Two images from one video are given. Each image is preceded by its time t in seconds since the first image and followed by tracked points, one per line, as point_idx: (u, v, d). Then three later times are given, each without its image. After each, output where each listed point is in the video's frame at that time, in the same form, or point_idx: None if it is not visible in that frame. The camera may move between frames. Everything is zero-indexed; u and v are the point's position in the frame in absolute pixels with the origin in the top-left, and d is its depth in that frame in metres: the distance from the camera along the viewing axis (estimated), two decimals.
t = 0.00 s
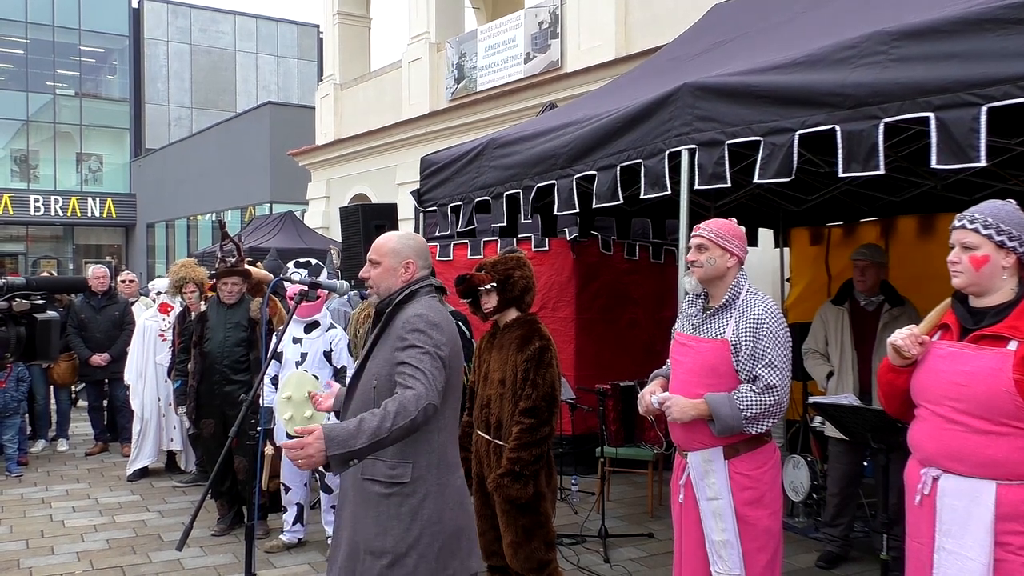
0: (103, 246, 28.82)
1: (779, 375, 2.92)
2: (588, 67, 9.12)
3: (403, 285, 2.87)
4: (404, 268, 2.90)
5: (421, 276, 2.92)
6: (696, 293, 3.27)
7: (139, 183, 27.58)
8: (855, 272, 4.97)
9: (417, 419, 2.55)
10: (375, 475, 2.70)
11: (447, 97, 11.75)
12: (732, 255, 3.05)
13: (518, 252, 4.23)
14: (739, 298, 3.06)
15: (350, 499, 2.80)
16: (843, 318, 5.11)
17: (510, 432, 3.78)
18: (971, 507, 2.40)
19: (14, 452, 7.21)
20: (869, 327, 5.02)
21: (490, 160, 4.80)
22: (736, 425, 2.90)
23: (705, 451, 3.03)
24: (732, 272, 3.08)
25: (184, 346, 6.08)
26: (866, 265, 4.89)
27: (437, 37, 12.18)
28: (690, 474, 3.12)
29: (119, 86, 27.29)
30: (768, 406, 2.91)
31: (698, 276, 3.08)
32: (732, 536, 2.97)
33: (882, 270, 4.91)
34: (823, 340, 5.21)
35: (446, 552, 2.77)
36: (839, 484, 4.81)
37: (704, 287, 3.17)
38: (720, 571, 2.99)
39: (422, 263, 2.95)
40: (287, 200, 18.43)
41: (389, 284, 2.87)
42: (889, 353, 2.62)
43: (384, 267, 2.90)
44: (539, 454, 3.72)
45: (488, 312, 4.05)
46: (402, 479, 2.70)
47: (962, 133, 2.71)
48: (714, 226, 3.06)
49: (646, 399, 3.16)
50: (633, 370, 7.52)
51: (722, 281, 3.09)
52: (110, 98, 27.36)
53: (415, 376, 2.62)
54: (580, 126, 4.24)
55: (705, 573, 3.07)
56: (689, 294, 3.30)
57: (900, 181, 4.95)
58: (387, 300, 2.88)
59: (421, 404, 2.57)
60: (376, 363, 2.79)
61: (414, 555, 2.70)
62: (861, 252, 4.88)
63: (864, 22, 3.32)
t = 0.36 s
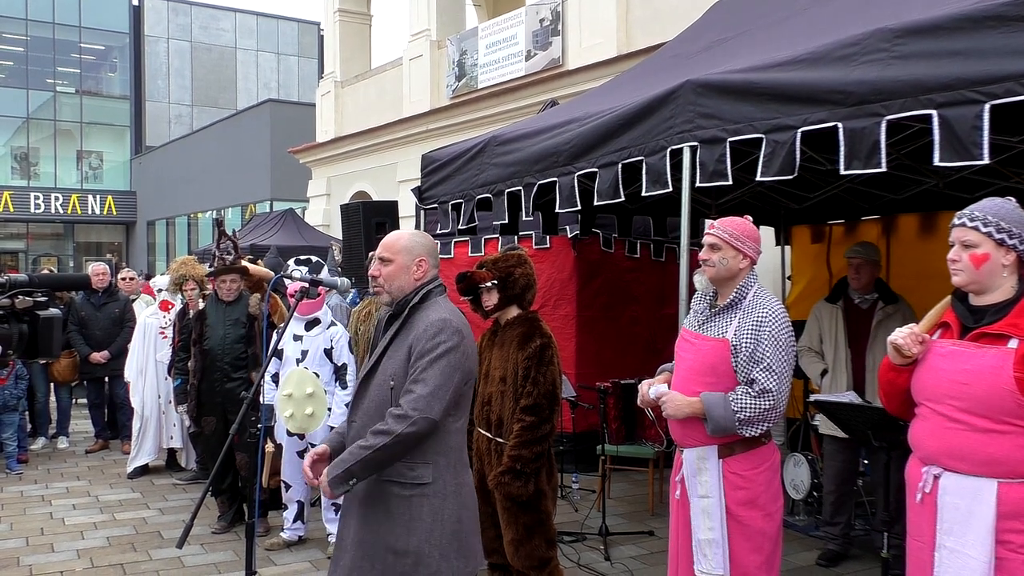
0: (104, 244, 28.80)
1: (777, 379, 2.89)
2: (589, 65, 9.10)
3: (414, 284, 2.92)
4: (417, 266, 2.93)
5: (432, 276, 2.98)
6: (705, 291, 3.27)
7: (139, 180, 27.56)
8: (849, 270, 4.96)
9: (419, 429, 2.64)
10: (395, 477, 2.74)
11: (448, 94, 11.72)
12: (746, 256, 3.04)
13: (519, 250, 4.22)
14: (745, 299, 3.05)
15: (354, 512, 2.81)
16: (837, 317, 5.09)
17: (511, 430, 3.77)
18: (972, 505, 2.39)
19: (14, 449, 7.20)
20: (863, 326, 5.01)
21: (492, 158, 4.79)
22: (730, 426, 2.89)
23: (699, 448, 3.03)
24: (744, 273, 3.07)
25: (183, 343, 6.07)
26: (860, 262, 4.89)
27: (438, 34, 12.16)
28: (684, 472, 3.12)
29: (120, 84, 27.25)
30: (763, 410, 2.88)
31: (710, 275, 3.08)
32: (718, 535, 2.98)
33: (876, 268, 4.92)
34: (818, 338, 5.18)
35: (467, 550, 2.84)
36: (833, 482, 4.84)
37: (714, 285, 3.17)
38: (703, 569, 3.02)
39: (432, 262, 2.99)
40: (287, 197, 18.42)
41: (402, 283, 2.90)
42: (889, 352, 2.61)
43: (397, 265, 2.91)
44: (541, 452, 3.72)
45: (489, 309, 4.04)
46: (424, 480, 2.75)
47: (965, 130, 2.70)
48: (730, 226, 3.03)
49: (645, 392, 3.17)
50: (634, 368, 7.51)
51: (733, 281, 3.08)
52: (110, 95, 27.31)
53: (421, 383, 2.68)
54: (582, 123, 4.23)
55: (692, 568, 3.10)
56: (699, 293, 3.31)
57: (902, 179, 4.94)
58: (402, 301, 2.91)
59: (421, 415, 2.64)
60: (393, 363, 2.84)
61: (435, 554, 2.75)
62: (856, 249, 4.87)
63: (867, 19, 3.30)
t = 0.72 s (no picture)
0: (105, 240, 28.79)
1: (777, 385, 2.89)
2: (591, 62, 9.09)
3: (411, 283, 2.91)
4: (416, 262, 2.92)
5: (432, 271, 2.96)
6: (706, 291, 3.26)
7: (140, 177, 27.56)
8: (843, 267, 4.98)
9: (421, 438, 2.68)
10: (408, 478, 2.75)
11: (450, 91, 11.70)
12: (747, 257, 3.03)
13: (521, 247, 4.21)
14: (746, 300, 3.03)
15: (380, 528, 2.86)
16: (829, 312, 5.09)
17: (513, 427, 3.76)
18: (976, 503, 2.38)
19: (15, 446, 7.21)
20: (856, 321, 5.02)
21: (493, 155, 4.78)
22: (734, 431, 2.89)
23: (708, 449, 3.03)
24: (745, 274, 3.06)
25: (183, 339, 6.07)
26: (854, 260, 4.90)
27: (439, 31, 12.15)
28: (694, 472, 3.12)
29: (121, 80, 27.21)
30: (765, 414, 2.88)
31: (710, 276, 3.07)
32: (729, 534, 2.97)
33: (869, 266, 4.92)
34: (811, 334, 5.19)
35: (482, 545, 2.86)
36: (826, 478, 4.93)
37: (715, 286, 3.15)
38: (715, 568, 3.00)
39: (432, 258, 2.97)
40: (289, 194, 18.42)
41: (399, 279, 2.90)
42: (891, 350, 2.60)
43: (395, 262, 2.91)
44: (542, 449, 3.72)
45: (491, 306, 4.03)
46: (438, 480, 2.77)
47: (969, 128, 2.69)
48: (732, 225, 3.03)
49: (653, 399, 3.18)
50: (636, 365, 7.50)
51: (733, 281, 3.06)
52: (111, 92, 27.27)
53: (418, 391, 2.69)
54: (584, 120, 4.22)
55: (703, 569, 3.08)
56: (701, 293, 3.30)
57: (904, 176, 4.93)
58: (403, 301, 2.91)
59: (420, 423, 2.67)
60: (396, 364, 2.84)
61: (451, 552, 2.78)
62: (850, 246, 4.89)
63: (870, 15, 3.29)
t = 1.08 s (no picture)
0: (106, 237, 28.78)
1: (784, 376, 2.90)
2: (592, 59, 9.07)
3: (416, 279, 2.94)
4: (420, 259, 2.94)
5: (432, 269, 3.01)
6: (706, 285, 3.25)
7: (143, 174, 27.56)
8: (837, 265, 4.95)
9: (439, 428, 2.74)
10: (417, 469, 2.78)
11: (452, 88, 11.68)
12: (751, 249, 3.03)
13: (523, 244, 4.21)
14: (750, 295, 3.05)
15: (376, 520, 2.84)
16: (822, 309, 5.07)
17: (515, 424, 3.76)
18: (981, 501, 2.38)
19: (18, 443, 7.23)
20: (847, 319, 5.00)
21: (495, 152, 4.78)
22: (739, 423, 2.88)
23: (708, 445, 3.02)
24: (748, 266, 3.06)
25: (184, 335, 6.08)
26: (848, 258, 4.88)
27: (441, 28, 12.14)
28: (692, 468, 3.10)
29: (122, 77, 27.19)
30: (772, 405, 2.89)
31: (713, 267, 3.06)
32: (729, 530, 2.96)
33: (862, 264, 4.90)
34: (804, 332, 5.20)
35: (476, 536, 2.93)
36: (821, 475, 4.93)
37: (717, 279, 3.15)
38: (716, 565, 2.98)
39: (432, 255, 3.01)
40: (290, 191, 18.41)
41: (406, 276, 2.91)
42: (895, 348, 2.60)
43: (400, 258, 2.91)
44: (544, 446, 3.72)
45: (493, 304, 4.03)
46: (445, 470, 2.82)
47: (972, 125, 2.68)
48: (736, 218, 3.03)
49: (656, 397, 3.15)
50: (635, 362, 7.50)
51: (736, 274, 3.07)
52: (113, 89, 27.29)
53: (438, 382, 2.75)
54: (585, 118, 4.21)
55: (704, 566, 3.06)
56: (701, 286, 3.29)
57: (907, 173, 4.92)
58: (411, 296, 2.94)
59: (441, 414, 2.74)
60: (405, 357, 2.86)
61: (451, 544, 2.82)
62: (843, 245, 4.87)
63: (873, 12, 3.28)
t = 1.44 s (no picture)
0: (106, 235, 28.74)
1: (780, 356, 2.95)
2: (593, 57, 9.06)
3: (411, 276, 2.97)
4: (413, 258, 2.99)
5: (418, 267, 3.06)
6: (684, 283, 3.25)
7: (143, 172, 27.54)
8: (833, 264, 4.95)
9: (457, 417, 2.81)
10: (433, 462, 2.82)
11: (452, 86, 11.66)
12: (735, 242, 3.06)
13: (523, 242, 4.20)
14: (734, 285, 3.08)
15: (389, 520, 2.82)
16: (819, 309, 5.06)
17: (514, 423, 3.76)
18: (979, 500, 2.38)
19: (17, 440, 7.23)
20: (844, 318, 4.99)
21: (495, 150, 4.77)
22: (742, 406, 2.90)
23: (706, 438, 3.01)
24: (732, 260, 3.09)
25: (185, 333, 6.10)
26: (845, 257, 4.87)
27: (442, 26, 12.11)
28: (689, 462, 3.08)
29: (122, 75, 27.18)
30: (771, 385, 2.92)
31: (706, 262, 3.04)
32: (730, 523, 2.95)
33: (858, 262, 4.89)
34: (801, 331, 5.18)
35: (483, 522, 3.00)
36: (820, 474, 4.92)
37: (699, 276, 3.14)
38: (714, 559, 2.96)
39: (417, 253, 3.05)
40: (290, 189, 18.40)
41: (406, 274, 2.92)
42: (895, 346, 2.59)
43: (399, 257, 2.92)
44: (543, 445, 3.72)
45: (493, 303, 4.03)
46: (459, 459, 2.89)
47: (973, 124, 2.67)
48: (721, 214, 3.06)
49: (654, 392, 3.10)
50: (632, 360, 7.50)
51: (721, 268, 3.09)
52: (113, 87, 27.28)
53: (452, 371, 2.82)
54: (586, 116, 4.20)
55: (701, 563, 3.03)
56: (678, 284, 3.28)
57: (907, 172, 4.91)
58: (407, 292, 2.96)
59: (458, 402, 2.81)
60: (411, 353, 2.88)
61: (469, 530, 2.89)
62: (840, 244, 4.86)
63: (875, 10, 3.27)
